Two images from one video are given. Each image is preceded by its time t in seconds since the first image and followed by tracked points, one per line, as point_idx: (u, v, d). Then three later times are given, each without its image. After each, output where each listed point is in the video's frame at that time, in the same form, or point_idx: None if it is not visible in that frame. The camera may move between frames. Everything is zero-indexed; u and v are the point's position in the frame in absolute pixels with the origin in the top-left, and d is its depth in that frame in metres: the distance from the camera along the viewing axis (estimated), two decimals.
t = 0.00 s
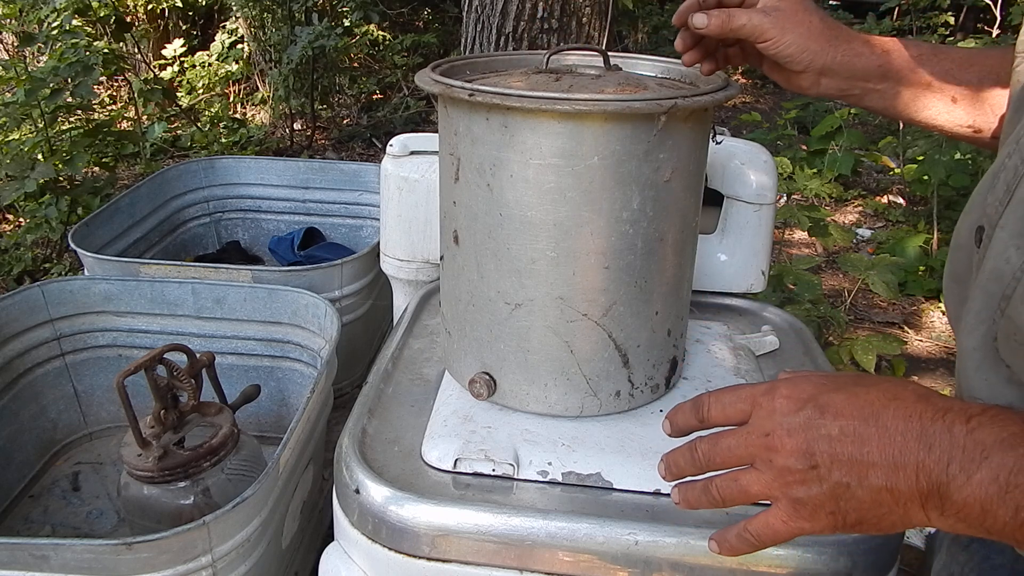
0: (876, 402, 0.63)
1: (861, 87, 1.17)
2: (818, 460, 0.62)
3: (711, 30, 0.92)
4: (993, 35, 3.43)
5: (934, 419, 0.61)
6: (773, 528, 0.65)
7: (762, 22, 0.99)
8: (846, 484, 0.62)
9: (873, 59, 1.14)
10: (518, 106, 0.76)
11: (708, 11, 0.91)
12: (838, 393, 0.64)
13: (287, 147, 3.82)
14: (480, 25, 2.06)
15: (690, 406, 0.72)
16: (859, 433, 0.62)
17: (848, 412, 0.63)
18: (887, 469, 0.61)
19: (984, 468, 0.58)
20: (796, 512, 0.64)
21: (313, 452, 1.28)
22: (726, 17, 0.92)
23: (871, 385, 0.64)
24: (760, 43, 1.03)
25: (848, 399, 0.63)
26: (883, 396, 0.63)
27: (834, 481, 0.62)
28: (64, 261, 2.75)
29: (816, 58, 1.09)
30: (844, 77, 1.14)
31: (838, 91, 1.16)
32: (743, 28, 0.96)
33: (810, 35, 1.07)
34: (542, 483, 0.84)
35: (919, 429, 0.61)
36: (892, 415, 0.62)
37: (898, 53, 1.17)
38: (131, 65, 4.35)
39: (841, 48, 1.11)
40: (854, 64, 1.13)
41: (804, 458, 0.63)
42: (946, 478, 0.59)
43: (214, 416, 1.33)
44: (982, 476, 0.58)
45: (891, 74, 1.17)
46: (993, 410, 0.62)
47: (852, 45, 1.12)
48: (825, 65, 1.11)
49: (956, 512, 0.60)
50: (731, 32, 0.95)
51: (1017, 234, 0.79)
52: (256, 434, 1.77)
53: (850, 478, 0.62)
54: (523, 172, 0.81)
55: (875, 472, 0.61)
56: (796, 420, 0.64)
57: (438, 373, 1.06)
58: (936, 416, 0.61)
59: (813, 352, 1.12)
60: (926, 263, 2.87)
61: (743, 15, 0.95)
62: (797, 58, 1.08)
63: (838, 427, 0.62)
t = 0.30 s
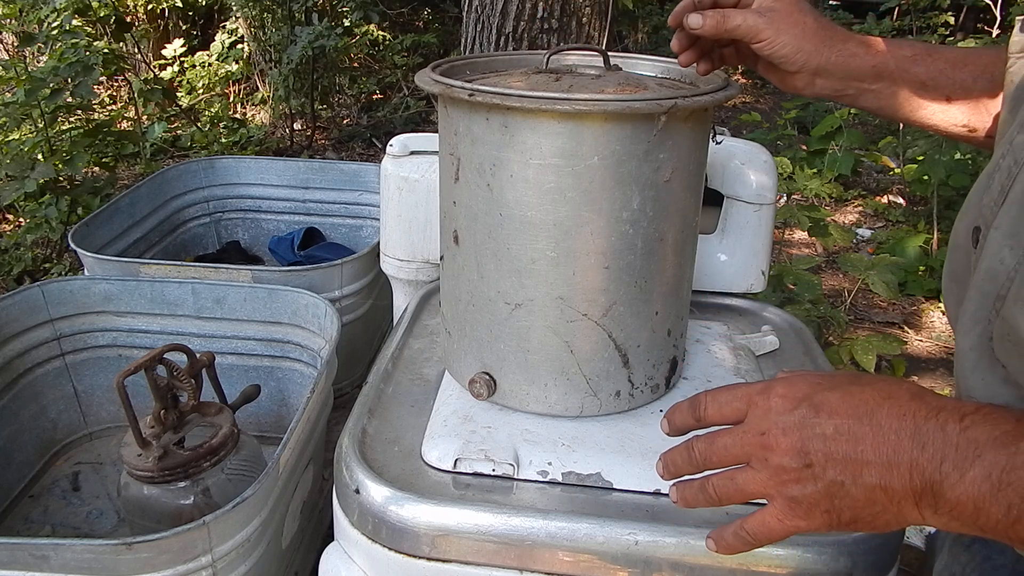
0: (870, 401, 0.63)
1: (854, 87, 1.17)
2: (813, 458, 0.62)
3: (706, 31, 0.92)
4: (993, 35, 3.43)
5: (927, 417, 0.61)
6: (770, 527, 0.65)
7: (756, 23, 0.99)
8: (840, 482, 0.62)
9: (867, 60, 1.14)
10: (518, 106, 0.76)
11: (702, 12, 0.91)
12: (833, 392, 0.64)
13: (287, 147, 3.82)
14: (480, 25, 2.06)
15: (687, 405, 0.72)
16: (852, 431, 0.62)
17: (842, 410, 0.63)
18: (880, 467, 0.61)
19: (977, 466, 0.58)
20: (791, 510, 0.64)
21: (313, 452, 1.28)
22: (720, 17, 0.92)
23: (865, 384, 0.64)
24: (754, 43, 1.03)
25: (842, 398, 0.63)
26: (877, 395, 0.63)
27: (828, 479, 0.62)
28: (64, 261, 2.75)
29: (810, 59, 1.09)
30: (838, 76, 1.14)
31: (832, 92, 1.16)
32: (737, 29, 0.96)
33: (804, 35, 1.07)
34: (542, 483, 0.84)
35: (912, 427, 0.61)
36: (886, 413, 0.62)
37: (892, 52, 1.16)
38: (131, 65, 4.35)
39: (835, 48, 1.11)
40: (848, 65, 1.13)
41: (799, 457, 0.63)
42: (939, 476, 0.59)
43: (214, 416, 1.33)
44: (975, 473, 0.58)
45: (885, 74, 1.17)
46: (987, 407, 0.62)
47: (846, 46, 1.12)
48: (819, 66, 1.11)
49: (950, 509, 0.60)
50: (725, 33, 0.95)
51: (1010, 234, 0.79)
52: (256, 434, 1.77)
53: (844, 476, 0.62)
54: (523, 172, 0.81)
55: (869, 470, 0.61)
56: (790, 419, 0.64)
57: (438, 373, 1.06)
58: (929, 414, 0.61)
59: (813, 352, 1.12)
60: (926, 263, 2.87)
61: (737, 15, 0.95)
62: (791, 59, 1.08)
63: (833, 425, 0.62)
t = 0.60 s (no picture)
0: (865, 398, 0.62)
1: (853, 88, 1.17)
2: (808, 456, 0.62)
3: (706, 30, 0.91)
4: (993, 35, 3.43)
5: (920, 415, 0.61)
6: (765, 524, 0.65)
7: (756, 23, 0.99)
8: (834, 479, 0.62)
9: (866, 60, 1.14)
10: (518, 106, 0.76)
11: (702, 12, 0.91)
12: (828, 390, 0.64)
13: (287, 147, 3.82)
14: (480, 25, 2.06)
15: (683, 403, 0.72)
16: (847, 429, 0.62)
17: (837, 408, 0.62)
18: (874, 465, 0.61)
19: (970, 463, 0.58)
20: (786, 508, 0.64)
21: (313, 452, 1.28)
22: (720, 18, 0.92)
23: (859, 381, 0.64)
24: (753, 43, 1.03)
25: (837, 395, 0.63)
26: (871, 392, 0.63)
27: (823, 476, 0.62)
28: (64, 261, 2.75)
29: (808, 60, 1.09)
30: (838, 78, 1.14)
31: (831, 93, 1.16)
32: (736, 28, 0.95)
33: (804, 35, 1.07)
34: (542, 483, 0.84)
35: (906, 425, 0.61)
36: (880, 411, 0.62)
37: (890, 53, 1.16)
38: (131, 65, 4.35)
39: (834, 49, 1.11)
40: (847, 65, 1.13)
41: (794, 454, 0.63)
42: (933, 474, 0.60)
43: (214, 416, 1.33)
44: (969, 471, 0.58)
45: (884, 74, 1.17)
46: (980, 404, 0.62)
47: (845, 46, 1.12)
48: (818, 66, 1.11)
49: (944, 506, 0.60)
50: (725, 33, 0.94)
51: (1007, 233, 0.79)
52: (256, 434, 1.77)
53: (839, 473, 0.62)
54: (523, 172, 0.81)
55: (864, 468, 0.61)
56: (785, 417, 0.64)
57: (438, 373, 1.06)
58: (923, 412, 0.61)
59: (814, 353, 1.12)
60: (926, 263, 2.87)
61: (736, 15, 0.95)
62: (790, 59, 1.08)
63: (827, 423, 0.62)
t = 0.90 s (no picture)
0: (868, 395, 0.63)
1: (855, 84, 1.17)
2: (811, 453, 0.62)
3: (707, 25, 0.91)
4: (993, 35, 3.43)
5: (925, 412, 0.61)
6: (768, 522, 0.65)
7: (757, 19, 0.99)
8: (837, 476, 0.62)
9: (867, 56, 1.14)
10: (518, 106, 0.76)
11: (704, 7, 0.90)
12: (831, 387, 0.64)
13: (287, 147, 3.82)
14: (479, 25, 2.06)
15: (686, 398, 0.72)
16: (851, 426, 0.62)
17: (841, 405, 0.63)
18: (878, 462, 0.61)
19: (975, 460, 0.59)
20: (789, 505, 0.64)
21: (313, 453, 1.28)
22: (722, 12, 0.92)
23: (863, 379, 0.65)
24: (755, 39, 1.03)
25: (841, 393, 0.63)
26: (875, 390, 0.63)
27: (826, 473, 0.62)
28: (64, 261, 2.75)
29: (811, 55, 1.09)
30: (839, 74, 1.14)
31: (830, 88, 1.16)
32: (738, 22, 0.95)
33: (806, 31, 1.07)
34: (542, 483, 0.84)
35: (910, 422, 0.61)
36: (884, 409, 0.62)
37: (890, 50, 1.17)
38: (131, 65, 4.35)
39: (836, 45, 1.11)
40: (848, 61, 1.13)
41: (797, 451, 0.63)
42: (938, 471, 0.60)
43: (214, 416, 1.33)
44: (973, 468, 0.59)
45: (885, 71, 1.17)
46: (984, 402, 0.62)
47: (846, 43, 1.12)
48: (819, 62, 1.11)
49: (948, 504, 0.60)
50: (726, 28, 0.94)
51: (1009, 232, 0.79)
52: (256, 434, 1.77)
53: (842, 470, 0.62)
54: (523, 172, 0.81)
55: (867, 465, 0.61)
56: (789, 415, 0.64)
57: (438, 374, 1.06)
58: (928, 409, 0.61)
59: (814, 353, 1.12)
60: (926, 263, 2.87)
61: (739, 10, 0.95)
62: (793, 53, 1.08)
63: (831, 420, 0.62)
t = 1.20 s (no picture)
0: (893, 377, 0.63)
1: (863, 73, 1.18)
2: (827, 428, 0.62)
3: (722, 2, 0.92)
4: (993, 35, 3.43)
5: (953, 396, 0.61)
6: (770, 496, 0.65)
7: None
8: (852, 454, 0.62)
9: (878, 44, 1.16)
10: (518, 106, 0.76)
11: None
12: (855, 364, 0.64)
13: (287, 147, 3.82)
14: (480, 25, 2.06)
15: (695, 364, 0.74)
16: (873, 405, 0.62)
17: (865, 382, 0.63)
18: (899, 443, 0.61)
19: (1005, 445, 0.58)
20: (796, 479, 0.64)
21: (313, 453, 1.28)
22: None
23: (890, 362, 0.65)
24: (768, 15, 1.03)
25: (866, 371, 0.64)
26: (902, 372, 0.63)
27: (841, 451, 0.62)
28: (64, 261, 2.75)
29: (822, 40, 1.10)
30: (847, 62, 1.15)
31: (839, 75, 1.17)
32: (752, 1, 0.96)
33: (819, 13, 1.08)
34: (542, 483, 0.84)
35: (938, 405, 0.61)
36: (909, 390, 0.62)
37: (902, 41, 1.18)
38: (131, 65, 4.35)
39: (847, 32, 1.12)
40: (859, 48, 1.15)
41: (812, 425, 0.63)
42: (963, 455, 0.59)
43: (214, 416, 1.33)
44: (1003, 454, 0.58)
45: (895, 61, 1.18)
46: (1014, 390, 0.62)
47: (858, 30, 1.14)
48: (829, 47, 1.12)
49: (970, 490, 0.60)
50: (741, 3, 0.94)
51: None
52: (256, 434, 1.77)
53: (858, 449, 0.61)
54: (523, 172, 0.81)
55: (886, 446, 0.61)
56: (809, 386, 0.64)
57: (438, 374, 1.06)
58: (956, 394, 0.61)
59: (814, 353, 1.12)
60: (926, 263, 2.88)
61: None
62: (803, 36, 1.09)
63: (852, 396, 0.62)
